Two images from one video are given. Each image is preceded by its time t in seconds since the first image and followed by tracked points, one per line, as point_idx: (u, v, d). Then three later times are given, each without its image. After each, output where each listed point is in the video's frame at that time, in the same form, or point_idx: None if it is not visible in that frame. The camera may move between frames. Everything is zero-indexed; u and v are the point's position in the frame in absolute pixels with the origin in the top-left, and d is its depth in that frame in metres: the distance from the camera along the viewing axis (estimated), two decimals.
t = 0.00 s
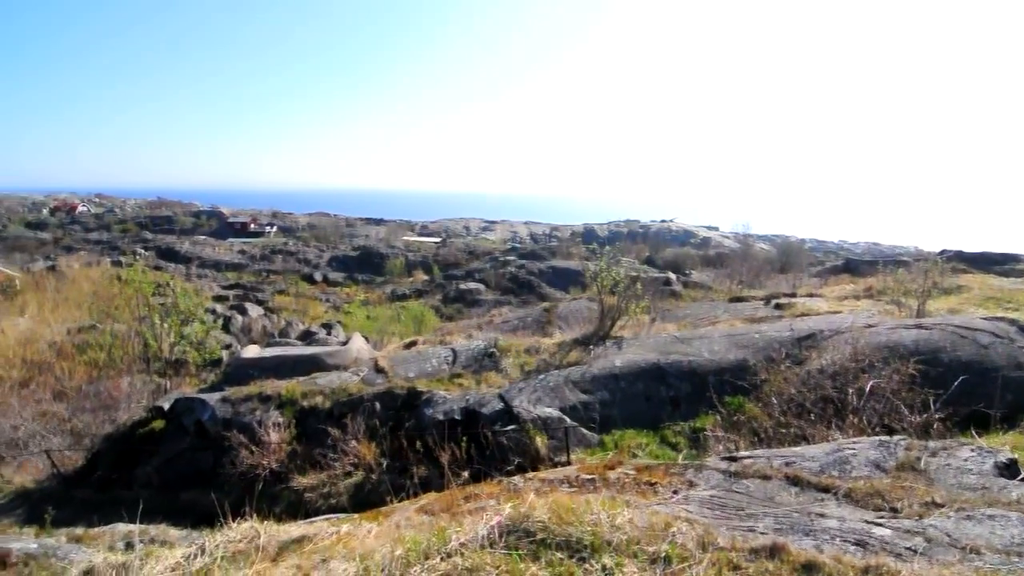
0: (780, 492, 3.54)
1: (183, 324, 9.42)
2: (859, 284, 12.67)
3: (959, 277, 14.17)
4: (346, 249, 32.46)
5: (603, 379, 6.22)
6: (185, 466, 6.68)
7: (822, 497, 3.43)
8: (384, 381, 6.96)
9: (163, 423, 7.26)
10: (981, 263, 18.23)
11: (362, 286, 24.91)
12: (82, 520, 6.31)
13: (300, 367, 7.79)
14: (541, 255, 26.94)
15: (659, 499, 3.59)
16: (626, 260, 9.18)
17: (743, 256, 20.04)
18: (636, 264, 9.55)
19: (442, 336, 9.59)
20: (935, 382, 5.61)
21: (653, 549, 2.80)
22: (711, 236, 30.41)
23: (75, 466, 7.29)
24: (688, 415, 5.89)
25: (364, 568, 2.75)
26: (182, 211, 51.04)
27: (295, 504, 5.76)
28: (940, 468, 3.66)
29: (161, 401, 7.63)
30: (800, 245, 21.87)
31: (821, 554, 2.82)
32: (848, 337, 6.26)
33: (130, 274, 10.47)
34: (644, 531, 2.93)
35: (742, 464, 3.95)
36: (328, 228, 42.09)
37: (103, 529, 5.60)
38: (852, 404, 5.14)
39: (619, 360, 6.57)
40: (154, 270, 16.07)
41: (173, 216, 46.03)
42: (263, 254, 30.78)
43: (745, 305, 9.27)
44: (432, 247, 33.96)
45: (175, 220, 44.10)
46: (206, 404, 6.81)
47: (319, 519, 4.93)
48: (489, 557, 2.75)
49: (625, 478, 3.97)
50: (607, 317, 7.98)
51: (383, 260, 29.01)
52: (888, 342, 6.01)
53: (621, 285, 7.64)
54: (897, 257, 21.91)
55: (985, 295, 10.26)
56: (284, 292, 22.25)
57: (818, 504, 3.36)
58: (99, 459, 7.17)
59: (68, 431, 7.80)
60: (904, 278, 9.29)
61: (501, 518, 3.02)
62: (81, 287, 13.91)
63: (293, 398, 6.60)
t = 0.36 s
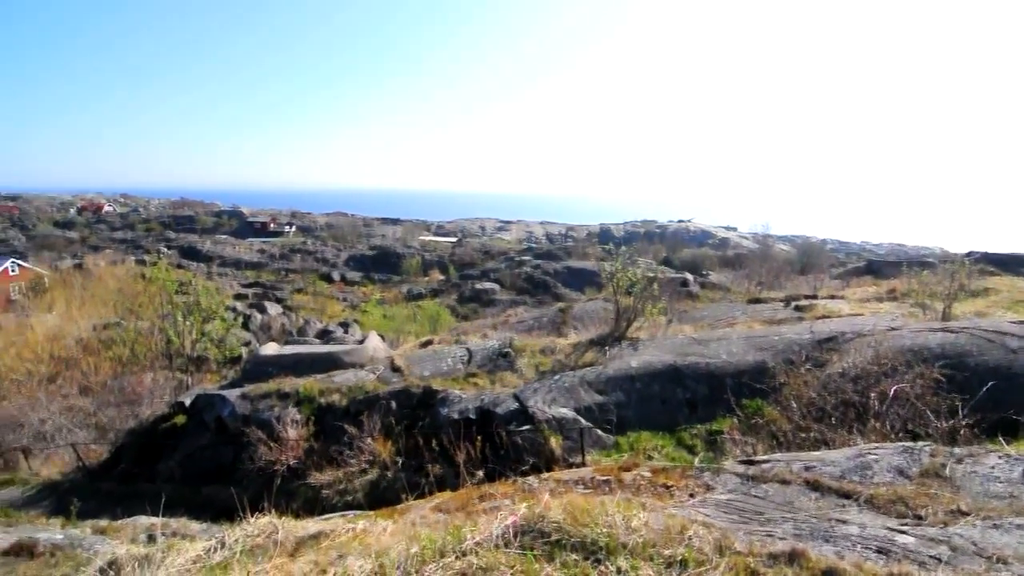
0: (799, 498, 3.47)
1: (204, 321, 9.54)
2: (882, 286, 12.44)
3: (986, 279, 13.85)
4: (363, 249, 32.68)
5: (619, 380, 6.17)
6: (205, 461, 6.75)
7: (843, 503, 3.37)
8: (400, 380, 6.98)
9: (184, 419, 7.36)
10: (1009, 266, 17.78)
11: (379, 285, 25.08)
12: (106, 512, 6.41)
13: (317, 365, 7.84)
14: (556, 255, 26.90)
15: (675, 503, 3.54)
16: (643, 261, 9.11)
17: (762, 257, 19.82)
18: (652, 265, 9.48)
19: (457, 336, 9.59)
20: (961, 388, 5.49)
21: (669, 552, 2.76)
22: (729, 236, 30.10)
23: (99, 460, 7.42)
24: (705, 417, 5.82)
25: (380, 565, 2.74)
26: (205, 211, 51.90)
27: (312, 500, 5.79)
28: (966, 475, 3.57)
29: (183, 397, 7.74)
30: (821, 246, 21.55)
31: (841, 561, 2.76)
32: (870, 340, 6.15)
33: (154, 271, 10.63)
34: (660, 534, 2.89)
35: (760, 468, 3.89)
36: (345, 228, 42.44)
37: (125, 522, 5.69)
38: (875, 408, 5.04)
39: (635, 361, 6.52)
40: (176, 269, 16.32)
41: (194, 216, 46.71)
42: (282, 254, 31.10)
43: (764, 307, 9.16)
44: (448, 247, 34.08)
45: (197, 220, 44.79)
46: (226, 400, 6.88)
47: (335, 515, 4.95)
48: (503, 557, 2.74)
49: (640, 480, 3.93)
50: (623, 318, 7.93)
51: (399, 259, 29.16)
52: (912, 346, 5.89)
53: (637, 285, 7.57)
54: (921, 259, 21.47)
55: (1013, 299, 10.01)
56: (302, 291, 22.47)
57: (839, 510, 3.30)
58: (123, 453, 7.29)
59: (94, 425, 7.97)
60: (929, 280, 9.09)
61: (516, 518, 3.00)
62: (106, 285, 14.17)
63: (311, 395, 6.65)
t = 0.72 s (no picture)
0: (816, 502, 3.42)
1: (222, 320, 9.64)
2: (902, 287, 12.25)
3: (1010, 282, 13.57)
4: (377, 249, 32.87)
5: (632, 381, 6.13)
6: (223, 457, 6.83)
7: (861, 508, 3.31)
8: (413, 379, 6.99)
9: (202, 415, 7.45)
10: None
11: (392, 285, 25.18)
12: (125, 505, 6.51)
13: (332, 364, 7.89)
14: (569, 255, 26.83)
15: (690, 505, 3.50)
16: (657, 262, 9.06)
17: (779, 258, 19.61)
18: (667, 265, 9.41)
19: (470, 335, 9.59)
20: (984, 393, 5.37)
21: (684, 555, 2.72)
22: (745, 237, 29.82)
23: (120, 455, 7.53)
24: (720, 420, 5.75)
25: (393, 563, 2.73)
26: (223, 211, 52.50)
27: (327, 496, 5.82)
28: (990, 481, 3.48)
29: (202, 395, 7.82)
30: (839, 247, 21.26)
31: (860, 567, 2.71)
32: (890, 343, 6.05)
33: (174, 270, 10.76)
34: (674, 537, 2.86)
35: (777, 472, 3.83)
36: (360, 228, 42.69)
37: (145, 516, 5.76)
38: (894, 412, 4.95)
39: (649, 362, 6.47)
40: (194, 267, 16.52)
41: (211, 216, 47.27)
42: (297, 253, 31.37)
43: (781, 308, 9.05)
44: (461, 247, 34.13)
45: (214, 220, 45.29)
46: (242, 397, 6.96)
47: (349, 512, 4.97)
48: (517, 557, 2.72)
49: (654, 482, 3.90)
50: (637, 319, 7.88)
51: (413, 258, 29.28)
52: (933, 349, 5.79)
53: (652, 286, 7.51)
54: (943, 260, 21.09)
55: None
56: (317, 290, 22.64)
57: (857, 515, 3.24)
58: (142, 448, 7.40)
59: (116, 421, 8.08)
60: (950, 282, 8.93)
61: (529, 519, 2.98)
62: (126, 283, 14.37)
63: (326, 394, 6.70)
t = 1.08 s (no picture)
0: (835, 507, 3.36)
1: (239, 318, 9.75)
2: (924, 289, 12.03)
3: None
4: (392, 248, 33.06)
5: (647, 383, 6.09)
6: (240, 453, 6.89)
7: (881, 514, 3.25)
8: (427, 378, 7.01)
9: (220, 412, 7.54)
10: None
11: (406, 284, 25.29)
12: (145, 499, 6.60)
13: (347, 362, 7.93)
14: (583, 256, 26.76)
15: (705, 508, 3.46)
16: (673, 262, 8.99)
17: (797, 259, 19.38)
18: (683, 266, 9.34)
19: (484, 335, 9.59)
20: (1009, 398, 5.25)
21: (699, 559, 2.68)
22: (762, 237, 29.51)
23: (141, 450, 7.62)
24: (736, 423, 5.69)
25: (407, 561, 2.73)
26: (242, 211, 53.15)
27: (341, 494, 5.85)
28: (1015, 488, 3.39)
29: (220, 392, 7.91)
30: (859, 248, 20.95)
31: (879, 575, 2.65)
32: (911, 347, 5.94)
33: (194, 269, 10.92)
34: (689, 540, 2.82)
35: (794, 476, 3.78)
36: (375, 228, 42.94)
37: (164, 510, 5.84)
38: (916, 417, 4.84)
39: (664, 364, 6.42)
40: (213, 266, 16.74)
41: (230, 215, 47.88)
42: (314, 253, 31.64)
43: (799, 310, 8.93)
44: (476, 246, 34.19)
45: (232, 219, 45.82)
46: (259, 394, 7.02)
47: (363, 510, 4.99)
48: (531, 557, 2.70)
49: (669, 484, 3.86)
50: (652, 320, 7.83)
51: (427, 258, 29.41)
52: (956, 353, 5.67)
53: (667, 287, 7.45)
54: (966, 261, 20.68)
55: None
56: (332, 288, 22.82)
57: (877, 521, 3.18)
58: (162, 444, 7.51)
59: (136, 416, 8.20)
60: (975, 284, 8.75)
61: (543, 519, 2.97)
62: (147, 281, 14.56)
63: (341, 391, 6.73)
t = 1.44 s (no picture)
0: (856, 513, 3.30)
1: (259, 316, 9.86)
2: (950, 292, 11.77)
3: None
4: (409, 248, 33.24)
5: (663, 384, 6.03)
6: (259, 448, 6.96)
7: (905, 522, 3.17)
8: (443, 377, 7.01)
9: (240, 408, 7.63)
10: None
11: (423, 284, 25.39)
12: (168, 491, 6.70)
13: (364, 361, 7.97)
14: (600, 256, 26.65)
15: (723, 512, 3.41)
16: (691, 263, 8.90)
17: (818, 260, 19.12)
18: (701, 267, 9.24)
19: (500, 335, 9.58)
20: None
21: (717, 563, 2.64)
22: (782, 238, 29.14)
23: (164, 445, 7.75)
24: (754, 426, 5.61)
25: (422, 558, 2.73)
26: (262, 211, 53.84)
27: (358, 490, 5.87)
28: None
29: (241, 388, 8.00)
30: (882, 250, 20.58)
31: None
32: (937, 351, 5.80)
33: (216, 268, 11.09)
34: (707, 544, 2.77)
35: (814, 481, 3.71)
36: (392, 228, 43.19)
37: (186, 503, 5.92)
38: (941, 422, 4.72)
39: (681, 366, 6.35)
40: (234, 265, 16.96)
41: (251, 215, 48.47)
42: (332, 252, 31.92)
43: (820, 313, 8.79)
44: (492, 246, 34.22)
45: (253, 219, 46.41)
46: (278, 390, 7.08)
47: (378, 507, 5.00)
48: (546, 558, 2.67)
49: (686, 487, 3.81)
50: (669, 321, 7.75)
51: (443, 257, 29.51)
52: (983, 358, 5.53)
53: (685, 288, 7.38)
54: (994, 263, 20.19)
55: None
56: (350, 287, 23.00)
57: (900, 529, 3.10)
58: (184, 438, 7.62)
59: (158, 411, 8.48)
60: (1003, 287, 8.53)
61: (558, 520, 2.95)
62: (170, 279, 14.77)
63: (358, 389, 6.77)
